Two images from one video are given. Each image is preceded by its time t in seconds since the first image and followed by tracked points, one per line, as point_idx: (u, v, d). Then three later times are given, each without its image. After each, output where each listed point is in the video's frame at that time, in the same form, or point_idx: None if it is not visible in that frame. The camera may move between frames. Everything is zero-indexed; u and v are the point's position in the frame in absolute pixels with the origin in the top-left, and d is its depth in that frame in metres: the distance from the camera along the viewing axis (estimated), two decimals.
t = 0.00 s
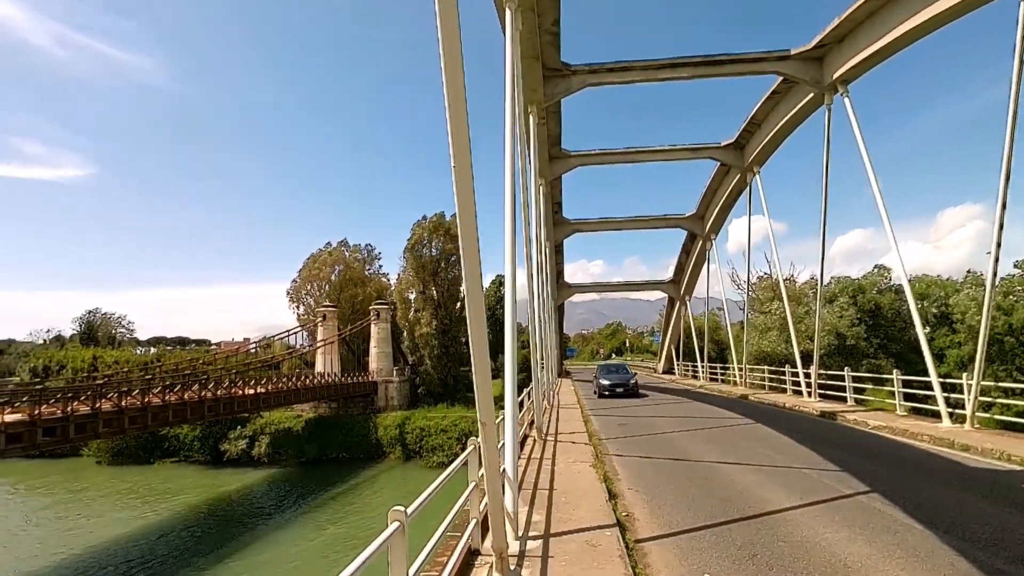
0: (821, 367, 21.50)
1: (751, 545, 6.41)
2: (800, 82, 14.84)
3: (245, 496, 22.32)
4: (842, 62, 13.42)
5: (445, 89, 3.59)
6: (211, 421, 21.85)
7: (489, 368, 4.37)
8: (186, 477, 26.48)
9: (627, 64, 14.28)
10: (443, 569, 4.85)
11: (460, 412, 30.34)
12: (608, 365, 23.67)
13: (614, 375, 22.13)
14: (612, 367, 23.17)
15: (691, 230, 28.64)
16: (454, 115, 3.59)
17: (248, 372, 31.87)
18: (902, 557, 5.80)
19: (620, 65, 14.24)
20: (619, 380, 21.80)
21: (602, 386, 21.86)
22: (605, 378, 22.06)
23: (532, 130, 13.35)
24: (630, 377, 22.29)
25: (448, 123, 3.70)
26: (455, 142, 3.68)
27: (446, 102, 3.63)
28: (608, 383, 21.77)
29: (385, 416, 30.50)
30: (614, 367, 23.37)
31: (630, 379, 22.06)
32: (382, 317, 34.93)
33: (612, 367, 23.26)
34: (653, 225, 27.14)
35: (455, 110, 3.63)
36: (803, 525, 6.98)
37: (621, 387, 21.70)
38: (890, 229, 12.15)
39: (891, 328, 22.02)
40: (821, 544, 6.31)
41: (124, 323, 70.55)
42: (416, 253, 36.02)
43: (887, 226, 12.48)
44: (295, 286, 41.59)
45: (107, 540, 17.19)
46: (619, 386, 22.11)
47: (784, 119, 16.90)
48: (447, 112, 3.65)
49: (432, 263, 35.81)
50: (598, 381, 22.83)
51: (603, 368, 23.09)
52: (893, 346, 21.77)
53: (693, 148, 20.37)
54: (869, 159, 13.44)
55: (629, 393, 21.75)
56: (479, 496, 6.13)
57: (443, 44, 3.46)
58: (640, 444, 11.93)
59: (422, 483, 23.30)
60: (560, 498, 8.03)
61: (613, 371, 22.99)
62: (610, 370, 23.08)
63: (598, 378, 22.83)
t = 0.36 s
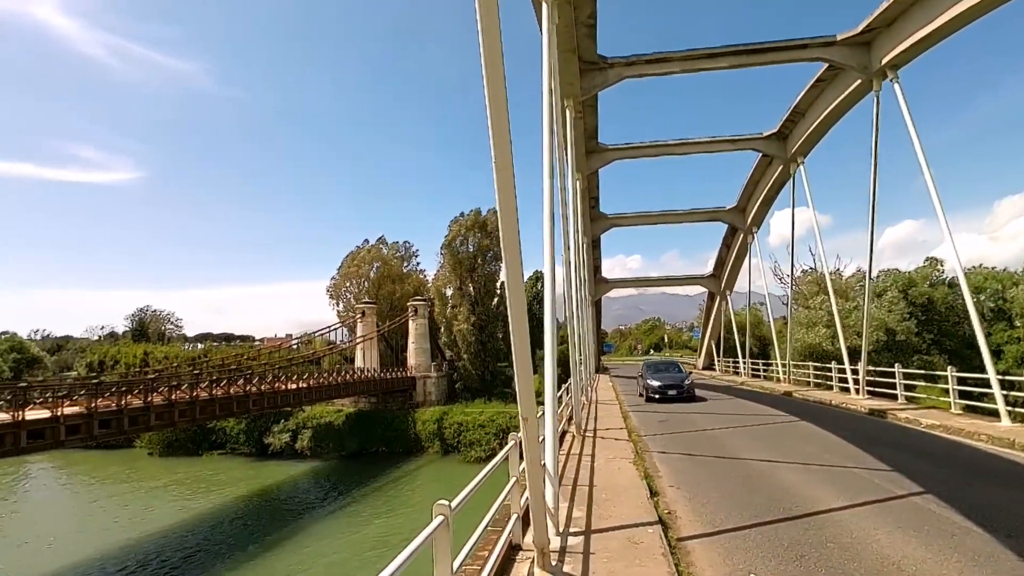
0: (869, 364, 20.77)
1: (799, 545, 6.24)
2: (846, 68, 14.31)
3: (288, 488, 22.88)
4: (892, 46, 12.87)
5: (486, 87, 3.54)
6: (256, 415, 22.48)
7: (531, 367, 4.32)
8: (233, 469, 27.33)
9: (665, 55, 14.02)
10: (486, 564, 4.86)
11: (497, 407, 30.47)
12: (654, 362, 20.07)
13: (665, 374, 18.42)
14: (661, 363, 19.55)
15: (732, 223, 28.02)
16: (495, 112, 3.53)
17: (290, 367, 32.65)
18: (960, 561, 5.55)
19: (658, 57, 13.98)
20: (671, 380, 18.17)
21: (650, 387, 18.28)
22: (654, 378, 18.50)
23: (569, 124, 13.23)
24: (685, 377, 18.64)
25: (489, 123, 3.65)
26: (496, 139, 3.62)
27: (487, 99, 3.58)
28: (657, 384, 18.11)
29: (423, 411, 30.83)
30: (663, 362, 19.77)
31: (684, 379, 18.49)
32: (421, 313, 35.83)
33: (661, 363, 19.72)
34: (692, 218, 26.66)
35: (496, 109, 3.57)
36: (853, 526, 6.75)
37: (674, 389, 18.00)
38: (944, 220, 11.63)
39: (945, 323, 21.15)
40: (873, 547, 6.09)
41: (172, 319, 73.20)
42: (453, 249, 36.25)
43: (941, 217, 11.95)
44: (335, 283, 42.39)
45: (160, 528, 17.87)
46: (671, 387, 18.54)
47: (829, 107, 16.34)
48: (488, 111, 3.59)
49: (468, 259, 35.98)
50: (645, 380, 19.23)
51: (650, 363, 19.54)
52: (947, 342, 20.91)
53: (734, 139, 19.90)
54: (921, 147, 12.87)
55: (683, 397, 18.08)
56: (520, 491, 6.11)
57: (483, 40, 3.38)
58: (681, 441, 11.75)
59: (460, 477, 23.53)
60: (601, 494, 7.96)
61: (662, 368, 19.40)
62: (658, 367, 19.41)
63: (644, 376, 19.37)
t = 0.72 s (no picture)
0: (920, 361, 19.99)
1: (848, 548, 6.04)
2: (894, 54, 13.77)
3: (329, 483, 23.35)
4: (944, 30, 12.32)
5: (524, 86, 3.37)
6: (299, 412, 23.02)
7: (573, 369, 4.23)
8: (277, 464, 28.09)
9: (703, 47, 13.73)
10: (526, 561, 4.84)
11: (534, 405, 30.45)
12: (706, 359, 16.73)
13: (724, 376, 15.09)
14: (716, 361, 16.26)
15: (774, 217, 27.31)
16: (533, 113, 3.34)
17: (331, 365, 33.30)
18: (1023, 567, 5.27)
19: (695, 48, 13.71)
20: (731, 385, 14.95)
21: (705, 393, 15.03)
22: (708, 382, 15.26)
23: (604, 118, 13.10)
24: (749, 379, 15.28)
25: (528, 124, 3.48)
26: (534, 138, 3.46)
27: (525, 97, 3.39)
28: (715, 389, 14.82)
29: (461, 408, 31.04)
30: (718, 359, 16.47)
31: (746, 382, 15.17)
32: (457, 311, 36.25)
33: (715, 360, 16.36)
34: (731, 213, 26.10)
35: (535, 109, 3.38)
36: (905, 529, 6.50)
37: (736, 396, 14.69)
38: (1002, 210, 11.07)
39: (1002, 318, 20.19)
40: (928, 551, 5.85)
41: (218, 318, 75.47)
42: (489, 247, 36.38)
43: (999, 206, 11.39)
44: (373, 282, 43.04)
45: (209, 521, 18.45)
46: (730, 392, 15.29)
47: (877, 95, 15.75)
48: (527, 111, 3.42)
49: (504, 257, 36.01)
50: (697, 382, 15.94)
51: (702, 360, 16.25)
52: (1005, 339, 19.97)
53: (775, 131, 19.38)
54: (976, 134, 12.29)
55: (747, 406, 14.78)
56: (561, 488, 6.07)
57: (521, 37, 3.20)
58: (723, 440, 11.51)
59: (498, 474, 23.64)
60: (641, 493, 7.86)
61: (718, 369, 16.07)
62: (714, 368, 16.05)
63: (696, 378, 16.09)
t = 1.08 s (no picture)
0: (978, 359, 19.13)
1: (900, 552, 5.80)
2: (950, 37, 13.13)
3: (370, 474, 23.78)
4: (1005, 10, 11.68)
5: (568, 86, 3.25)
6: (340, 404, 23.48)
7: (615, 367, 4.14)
8: (320, 454, 28.76)
9: (747, 35, 13.35)
10: (567, 556, 4.80)
11: (572, 400, 30.33)
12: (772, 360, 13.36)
13: (798, 383, 11.88)
14: (787, 363, 12.96)
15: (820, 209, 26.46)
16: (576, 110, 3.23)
17: (371, 358, 33.84)
18: None
19: (738, 36, 13.34)
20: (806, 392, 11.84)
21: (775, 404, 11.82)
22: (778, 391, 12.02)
23: (644, 110, 12.90)
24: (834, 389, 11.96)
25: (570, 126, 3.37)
26: (577, 136, 3.34)
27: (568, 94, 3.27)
28: (788, 399, 11.64)
29: (499, 402, 31.15)
30: (789, 359, 13.09)
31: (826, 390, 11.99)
32: (495, 306, 36.48)
33: (786, 362, 13.03)
34: (775, 205, 25.40)
35: (578, 110, 3.27)
36: (963, 535, 6.20)
37: (819, 411, 11.43)
38: None
39: None
40: (988, 557, 5.58)
41: (263, 313, 77.53)
42: (527, 242, 36.21)
43: None
44: (412, 278, 43.53)
45: (255, 508, 19.00)
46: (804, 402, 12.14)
47: (931, 81, 15.06)
48: (570, 111, 3.30)
49: (542, 252, 35.89)
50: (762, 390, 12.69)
51: (769, 360, 13.00)
52: None
53: (821, 120, 18.74)
54: None
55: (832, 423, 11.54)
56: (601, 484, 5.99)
57: (563, 35, 3.08)
58: (767, 438, 11.24)
59: (536, 468, 23.68)
60: (683, 490, 7.74)
61: (790, 373, 12.76)
62: (785, 372, 12.74)
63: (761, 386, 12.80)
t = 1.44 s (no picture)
0: None
1: (947, 553, 5.61)
2: (1002, 18, 12.55)
3: (404, 466, 24.10)
4: None
5: (603, 75, 3.16)
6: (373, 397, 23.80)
7: (651, 361, 4.05)
8: (354, 446, 29.27)
9: (784, 21, 12.99)
10: (602, 551, 4.77)
11: (603, 394, 30.17)
12: (850, 360, 9.47)
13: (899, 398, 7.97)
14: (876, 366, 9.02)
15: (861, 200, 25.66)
16: (611, 100, 3.15)
17: (403, 352, 34.19)
18: None
19: (775, 23, 12.98)
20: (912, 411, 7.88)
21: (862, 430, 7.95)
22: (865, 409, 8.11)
23: (677, 100, 12.69)
24: (959, 408, 7.92)
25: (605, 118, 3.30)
26: (612, 125, 3.27)
27: (603, 83, 3.19)
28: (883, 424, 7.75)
29: (530, 396, 31.22)
30: (876, 362, 9.21)
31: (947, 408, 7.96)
32: (526, 300, 36.53)
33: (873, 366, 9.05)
34: (814, 195, 24.73)
35: (613, 100, 3.20)
36: (1014, 536, 5.95)
37: (939, 443, 7.41)
38: None
39: None
40: None
41: (297, 308, 78.92)
42: (558, 235, 36.04)
43: None
44: (443, 272, 43.79)
45: (291, 498, 19.38)
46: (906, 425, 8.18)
47: (981, 64, 14.43)
48: (605, 101, 3.23)
49: (573, 245, 35.68)
50: (841, 405, 8.77)
51: (848, 361, 9.09)
52: None
53: (863, 107, 18.14)
54: None
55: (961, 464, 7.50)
56: (636, 479, 5.93)
57: (598, 25, 3.01)
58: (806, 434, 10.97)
59: (568, 462, 23.68)
60: (719, 486, 7.63)
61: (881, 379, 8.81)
62: (874, 379, 8.64)
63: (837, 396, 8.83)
